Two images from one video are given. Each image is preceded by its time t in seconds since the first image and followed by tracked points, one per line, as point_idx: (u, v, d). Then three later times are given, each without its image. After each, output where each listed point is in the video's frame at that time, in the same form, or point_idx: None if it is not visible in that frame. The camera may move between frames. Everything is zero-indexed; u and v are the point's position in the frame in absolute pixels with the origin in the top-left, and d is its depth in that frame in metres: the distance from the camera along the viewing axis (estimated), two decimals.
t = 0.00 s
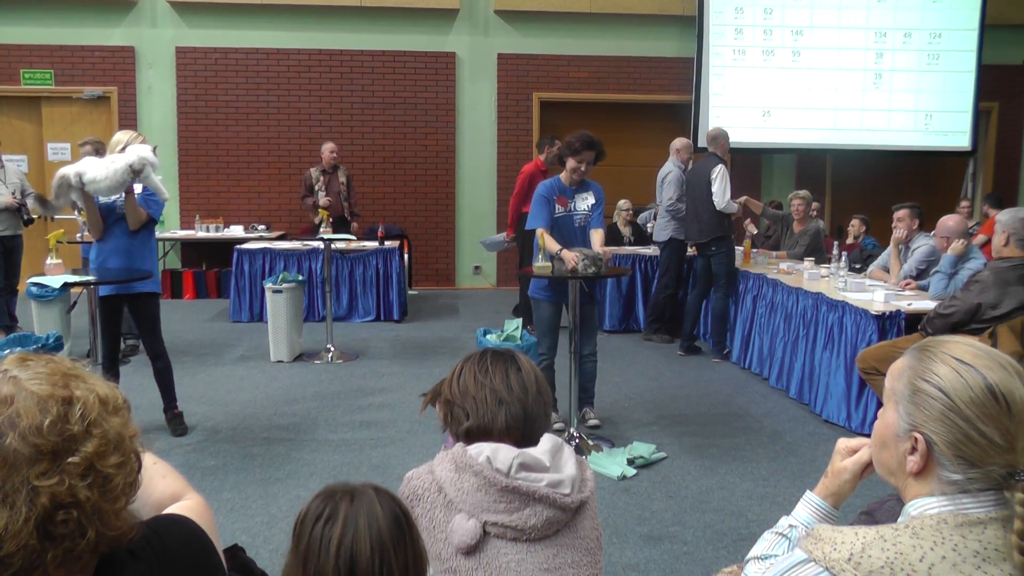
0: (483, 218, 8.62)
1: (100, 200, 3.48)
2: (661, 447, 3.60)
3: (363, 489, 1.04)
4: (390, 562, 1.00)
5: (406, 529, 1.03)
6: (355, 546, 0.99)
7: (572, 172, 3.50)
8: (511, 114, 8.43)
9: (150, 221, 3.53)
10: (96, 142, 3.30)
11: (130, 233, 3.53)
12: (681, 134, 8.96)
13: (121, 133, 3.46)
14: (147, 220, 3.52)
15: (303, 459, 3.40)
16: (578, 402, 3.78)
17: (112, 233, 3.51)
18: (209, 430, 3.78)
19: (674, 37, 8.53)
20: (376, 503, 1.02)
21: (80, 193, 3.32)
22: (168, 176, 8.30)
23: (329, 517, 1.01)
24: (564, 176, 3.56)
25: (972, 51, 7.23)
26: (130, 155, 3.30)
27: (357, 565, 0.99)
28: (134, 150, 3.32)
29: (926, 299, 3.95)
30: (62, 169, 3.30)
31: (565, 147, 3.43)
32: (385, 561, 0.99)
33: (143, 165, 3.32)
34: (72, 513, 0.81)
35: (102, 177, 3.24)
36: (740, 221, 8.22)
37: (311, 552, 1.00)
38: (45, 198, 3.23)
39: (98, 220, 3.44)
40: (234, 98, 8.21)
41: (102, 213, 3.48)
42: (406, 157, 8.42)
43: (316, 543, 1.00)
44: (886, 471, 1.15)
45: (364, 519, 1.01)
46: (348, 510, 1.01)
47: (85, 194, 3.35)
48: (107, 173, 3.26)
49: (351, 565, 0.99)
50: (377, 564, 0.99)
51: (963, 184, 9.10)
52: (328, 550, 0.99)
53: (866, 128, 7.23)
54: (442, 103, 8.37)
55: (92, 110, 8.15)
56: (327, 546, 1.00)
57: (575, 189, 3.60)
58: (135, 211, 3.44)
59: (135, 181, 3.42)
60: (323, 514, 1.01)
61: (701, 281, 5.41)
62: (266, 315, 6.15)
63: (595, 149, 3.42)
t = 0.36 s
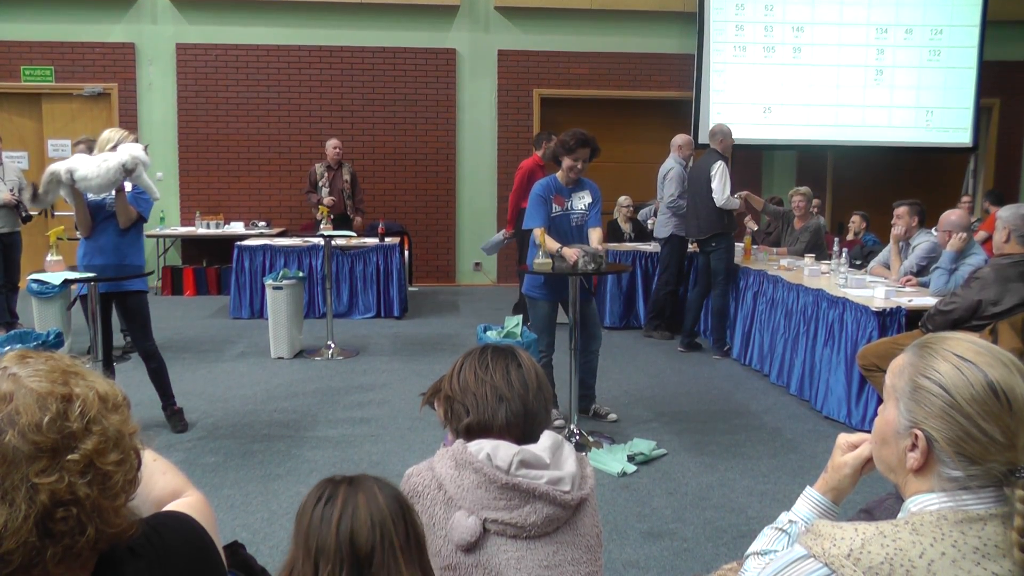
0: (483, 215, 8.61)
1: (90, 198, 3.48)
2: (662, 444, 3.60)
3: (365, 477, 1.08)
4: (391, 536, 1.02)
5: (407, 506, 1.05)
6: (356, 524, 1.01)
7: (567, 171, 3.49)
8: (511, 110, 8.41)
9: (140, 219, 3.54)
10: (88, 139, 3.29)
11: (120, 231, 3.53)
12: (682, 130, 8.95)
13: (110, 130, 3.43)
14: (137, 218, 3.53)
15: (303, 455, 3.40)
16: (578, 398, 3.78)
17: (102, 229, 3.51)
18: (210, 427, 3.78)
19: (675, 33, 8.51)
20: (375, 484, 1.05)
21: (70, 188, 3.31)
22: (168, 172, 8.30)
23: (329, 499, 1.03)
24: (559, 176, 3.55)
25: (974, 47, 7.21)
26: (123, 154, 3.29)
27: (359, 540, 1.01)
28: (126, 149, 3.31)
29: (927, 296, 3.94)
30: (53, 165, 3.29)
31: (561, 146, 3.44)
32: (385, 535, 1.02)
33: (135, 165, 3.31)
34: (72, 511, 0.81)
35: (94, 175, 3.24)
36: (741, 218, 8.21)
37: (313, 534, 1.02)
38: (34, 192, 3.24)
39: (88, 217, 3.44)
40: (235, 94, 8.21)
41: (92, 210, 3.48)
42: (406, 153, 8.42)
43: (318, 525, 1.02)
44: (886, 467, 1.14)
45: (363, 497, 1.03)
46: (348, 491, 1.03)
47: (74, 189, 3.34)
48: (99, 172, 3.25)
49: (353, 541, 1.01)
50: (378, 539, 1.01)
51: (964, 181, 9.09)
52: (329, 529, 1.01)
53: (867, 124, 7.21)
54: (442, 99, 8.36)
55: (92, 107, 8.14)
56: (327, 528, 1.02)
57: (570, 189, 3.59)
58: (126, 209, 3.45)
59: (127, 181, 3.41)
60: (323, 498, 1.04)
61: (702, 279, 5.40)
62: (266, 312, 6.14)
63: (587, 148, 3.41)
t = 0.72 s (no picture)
0: (483, 211, 8.60)
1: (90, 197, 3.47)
2: (662, 440, 3.60)
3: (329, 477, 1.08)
4: (358, 539, 1.03)
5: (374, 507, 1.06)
6: (320, 531, 1.03)
7: (566, 168, 3.48)
8: (512, 107, 8.40)
9: (141, 217, 3.55)
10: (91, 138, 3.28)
11: (122, 230, 3.54)
12: (682, 126, 8.93)
13: (106, 128, 3.42)
14: (139, 217, 3.54)
15: (304, 452, 3.40)
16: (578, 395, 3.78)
17: (104, 228, 3.50)
18: (210, 424, 3.78)
19: (675, 29, 8.50)
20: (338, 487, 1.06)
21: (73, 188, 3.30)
22: (168, 170, 8.30)
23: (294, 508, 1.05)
24: (559, 173, 3.53)
25: (973, 42, 7.20)
26: (127, 153, 3.31)
27: (325, 547, 1.02)
28: (130, 149, 3.33)
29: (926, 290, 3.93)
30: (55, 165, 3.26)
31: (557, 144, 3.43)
32: (352, 539, 1.03)
33: (139, 163, 3.34)
34: (71, 508, 0.81)
35: (100, 174, 3.24)
36: (741, 214, 8.20)
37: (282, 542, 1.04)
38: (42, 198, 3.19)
39: (89, 217, 3.43)
40: (235, 92, 8.20)
41: (93, 210, 3.47)
42: (406, 150, 8.41)
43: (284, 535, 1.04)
44: (885, 462, 1.15)
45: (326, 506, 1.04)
46: (310, 498, 1.04)
47: (77, 189, 3.32)
48: (104, 171, 3.26)
49: (318, 550, 1.02)
50: (345, 544, 1.02)
51: (964, 176, 9.08)
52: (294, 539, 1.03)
53: (867, 120, 7.21)
54: (442, 96, 8.35)
55: (91, 104, 8.13)
56: (293, 538, 1.03)
57: (569, 185, 3.59)
58: (129, 207, 3.46)
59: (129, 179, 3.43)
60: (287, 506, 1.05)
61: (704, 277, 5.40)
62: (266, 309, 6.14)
63: (588, 145, 3.40)
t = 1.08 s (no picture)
0: (483, 208, 8.60)
1: (101, 194, 3.46)
2: (662, 436, 3.60)
3: (309, 505, 1.03)
4: None
5: (364, 537, 1.02)
6: None
7: (573, 167, 3.48)
8: (511, 103, 8.39)
9: (153, 212, 3.55)
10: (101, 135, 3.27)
11: (135, 226, 3.53)
12: (682, 121, 8.93)
13: (111, 125, 3.42)
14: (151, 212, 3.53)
15: (304, 450, 3.41)
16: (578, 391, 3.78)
17: (116, 226, 3.49)
18: (211, 422, 3.78)
19: (674, 25, 8.49)
20: (321, 518, 1.01)
21: (85, 186, 3.28)
22: (167, 168, 8.29)
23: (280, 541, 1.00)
24: (564, 171, 3.53)
25: (973, 37, 7.18)
26: (138, 149, 3.31)
27: None
28: (141, 144, 3.33)
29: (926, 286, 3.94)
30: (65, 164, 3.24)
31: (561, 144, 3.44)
32: None
33: (151, 159, 3.34)
34: (71, 506, 0.81)
35: (113, 170, 3.23)
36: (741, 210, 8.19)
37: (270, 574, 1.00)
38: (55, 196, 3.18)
39: (102, 215, 3.42)
40: (234, 89, 8.19)
41: (105, 207, 3.46)
42: (406, 147, 8.40)
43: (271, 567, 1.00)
44: (884, 458, 1.14)
45: (312, 540, 0.99)
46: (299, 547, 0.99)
47: (89, 188, 3.31)
48: (117, 167, 3.25)
49: None
50: None
51: (964, 170, 9.08)
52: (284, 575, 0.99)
53: (867, 115, 7.20)
54: (442, 93, 8.34)
55: (91, 102, 8.12)
56: None
57: (572, 182, 3.59)
58: (141, 203, 3.46)
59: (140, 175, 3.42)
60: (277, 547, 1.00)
61: (701, 270, 5.44)
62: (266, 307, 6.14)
63: (597, 145, 3.41)
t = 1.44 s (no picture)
0: (484, 205, 8.60)
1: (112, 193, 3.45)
2: (663, 433, 3.60)
3: (355, 508, 0.98)
4: None
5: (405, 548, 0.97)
6: None
7: (575, 164, 3.48)
8: (511, 101, 8.39)
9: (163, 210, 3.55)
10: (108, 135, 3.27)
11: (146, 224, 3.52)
12: (683, 118, 8.91)
13: (117, 124, 3.42)
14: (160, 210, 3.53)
15: (305, 447, 3.41)
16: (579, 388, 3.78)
17: (128, 225, 3.48)
18: (212, 420, 3.79)
19: (674, 22, 8.49)
20: (366, 524, 0.96)
21: (96, 187, 3.28)
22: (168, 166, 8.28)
23: (318, 542, 0.94)
24: (565, 168, 3.52)
25: (973, 33, 7.17)
26: (147, 147, 3.31)
27: None
28: (149, 142, 3.32)
29: (926, 281, 3.95)
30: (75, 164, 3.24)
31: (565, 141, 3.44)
32: None
33: (160, 157, 3.34)
34: (72, 502, 0.81)
35: (123, 170, 3.23)
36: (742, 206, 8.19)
37: None
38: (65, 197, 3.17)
39: (112, 214, 3.41)
40: (234, 87, 8.18)
41: (115, 206, 3.45)
42: (406, 144, 8.40)
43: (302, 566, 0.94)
44: (885, 453, 1.15)
45: (355, 545, 0.94)
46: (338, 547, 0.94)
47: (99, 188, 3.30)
48: (126, 166, 3.25)
49: None
50: None
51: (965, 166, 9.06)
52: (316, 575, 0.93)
53: (867, 111, 7.19)
54: (442, 90, 8.34)
55: (91, 100, 8.11)
56: None
57: (574, 180, 3.58)
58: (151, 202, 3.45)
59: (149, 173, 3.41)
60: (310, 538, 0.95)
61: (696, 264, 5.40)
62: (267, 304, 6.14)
63: (600, 142, 3.41)
